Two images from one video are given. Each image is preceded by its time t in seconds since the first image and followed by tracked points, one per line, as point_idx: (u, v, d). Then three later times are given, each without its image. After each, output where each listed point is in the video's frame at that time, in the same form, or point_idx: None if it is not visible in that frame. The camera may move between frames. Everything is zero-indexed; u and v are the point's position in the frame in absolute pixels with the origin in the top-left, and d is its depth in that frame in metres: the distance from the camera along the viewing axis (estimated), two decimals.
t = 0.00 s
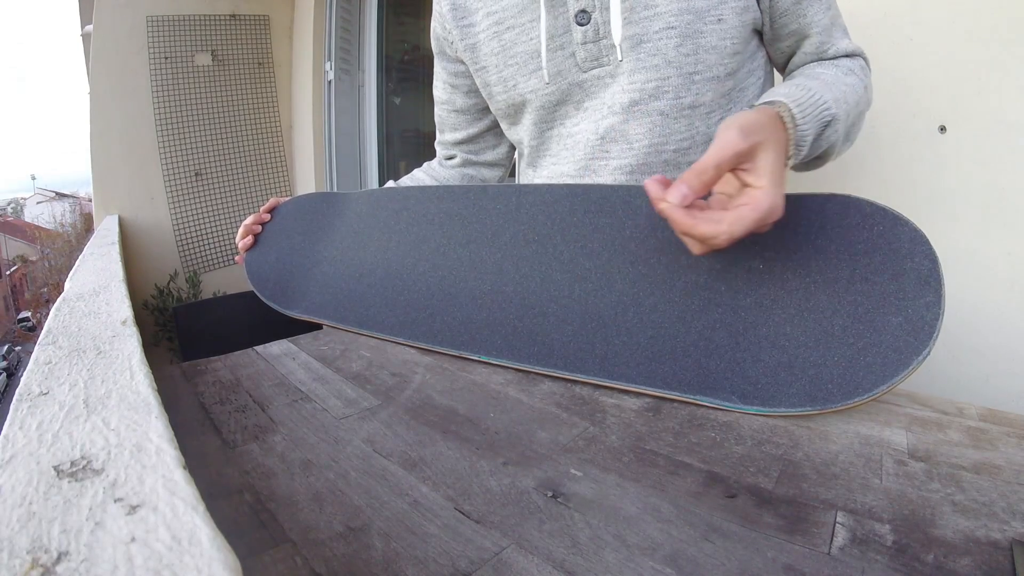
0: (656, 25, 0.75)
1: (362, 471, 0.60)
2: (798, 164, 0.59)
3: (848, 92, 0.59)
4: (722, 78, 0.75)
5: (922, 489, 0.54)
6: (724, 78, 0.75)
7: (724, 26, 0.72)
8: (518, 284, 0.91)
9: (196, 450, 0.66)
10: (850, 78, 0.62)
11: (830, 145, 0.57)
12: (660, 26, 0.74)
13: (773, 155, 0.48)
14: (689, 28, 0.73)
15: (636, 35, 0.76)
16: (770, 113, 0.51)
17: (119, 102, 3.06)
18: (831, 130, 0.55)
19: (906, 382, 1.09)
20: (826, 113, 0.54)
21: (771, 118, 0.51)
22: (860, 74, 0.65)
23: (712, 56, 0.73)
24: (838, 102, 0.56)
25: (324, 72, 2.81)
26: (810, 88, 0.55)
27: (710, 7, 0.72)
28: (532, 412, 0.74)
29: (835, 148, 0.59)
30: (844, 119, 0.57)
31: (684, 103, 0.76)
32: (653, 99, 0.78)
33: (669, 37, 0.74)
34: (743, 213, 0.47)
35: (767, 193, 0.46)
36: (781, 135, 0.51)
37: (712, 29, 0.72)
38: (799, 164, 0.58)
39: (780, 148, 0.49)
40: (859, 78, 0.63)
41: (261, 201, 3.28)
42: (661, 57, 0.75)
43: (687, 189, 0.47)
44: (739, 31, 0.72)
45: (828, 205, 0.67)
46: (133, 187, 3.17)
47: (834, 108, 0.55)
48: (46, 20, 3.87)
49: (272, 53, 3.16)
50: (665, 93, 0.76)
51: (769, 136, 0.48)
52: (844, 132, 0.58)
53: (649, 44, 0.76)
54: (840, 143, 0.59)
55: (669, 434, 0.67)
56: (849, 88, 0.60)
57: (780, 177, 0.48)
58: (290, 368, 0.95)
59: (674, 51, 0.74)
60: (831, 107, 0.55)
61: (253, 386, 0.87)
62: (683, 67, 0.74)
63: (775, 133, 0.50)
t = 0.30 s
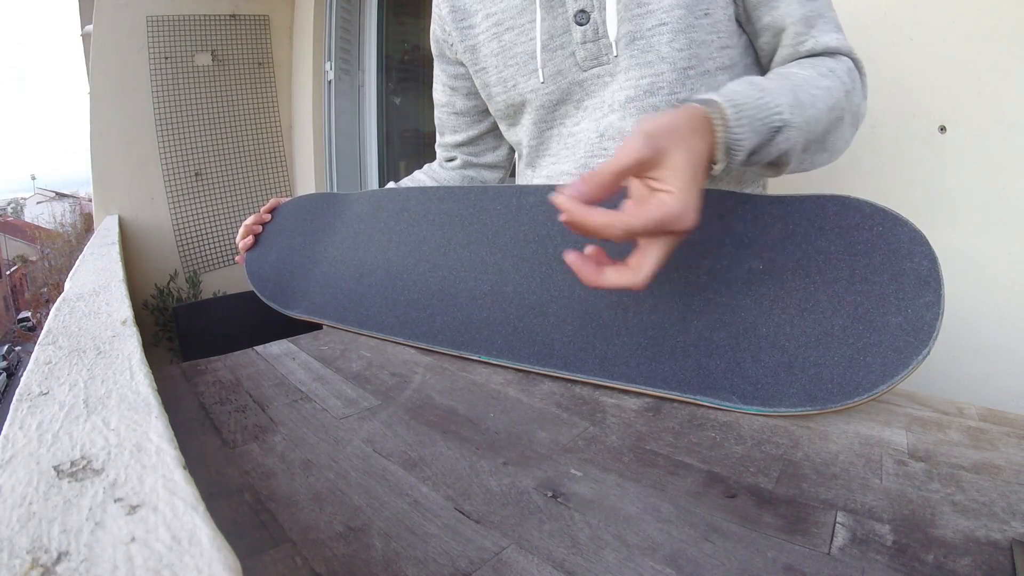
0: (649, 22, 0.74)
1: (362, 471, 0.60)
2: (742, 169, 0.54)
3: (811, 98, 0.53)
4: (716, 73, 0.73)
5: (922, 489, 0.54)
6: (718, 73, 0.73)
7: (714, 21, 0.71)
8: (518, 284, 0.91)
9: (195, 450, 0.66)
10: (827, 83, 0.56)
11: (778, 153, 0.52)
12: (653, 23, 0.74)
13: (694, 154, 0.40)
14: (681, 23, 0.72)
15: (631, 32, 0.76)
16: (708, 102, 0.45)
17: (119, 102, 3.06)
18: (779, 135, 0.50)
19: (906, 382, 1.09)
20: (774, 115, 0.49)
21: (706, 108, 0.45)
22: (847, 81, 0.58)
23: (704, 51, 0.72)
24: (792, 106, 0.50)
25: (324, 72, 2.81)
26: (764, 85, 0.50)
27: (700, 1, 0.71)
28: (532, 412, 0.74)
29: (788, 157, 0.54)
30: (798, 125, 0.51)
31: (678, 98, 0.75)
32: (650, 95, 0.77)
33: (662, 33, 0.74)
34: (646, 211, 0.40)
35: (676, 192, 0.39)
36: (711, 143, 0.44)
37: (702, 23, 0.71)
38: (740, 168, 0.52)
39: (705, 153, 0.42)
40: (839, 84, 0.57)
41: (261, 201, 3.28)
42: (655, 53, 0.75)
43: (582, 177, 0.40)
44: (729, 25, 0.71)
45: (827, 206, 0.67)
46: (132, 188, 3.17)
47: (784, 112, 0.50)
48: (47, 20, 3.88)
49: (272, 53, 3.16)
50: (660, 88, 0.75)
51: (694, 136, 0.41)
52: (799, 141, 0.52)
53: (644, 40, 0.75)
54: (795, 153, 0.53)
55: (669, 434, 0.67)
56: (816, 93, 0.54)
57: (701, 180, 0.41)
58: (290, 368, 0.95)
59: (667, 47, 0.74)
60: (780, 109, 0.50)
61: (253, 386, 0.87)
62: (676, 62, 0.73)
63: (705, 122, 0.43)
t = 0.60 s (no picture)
0: (641, 19, 0.74)
1: (362, 471, 0.60)
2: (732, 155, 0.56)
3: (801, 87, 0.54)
4: (709, 69, 0.74)
5: (922, 489, 0.54)
6: (710, 69, 0.74)
7: (705, 17, 0.72)
8: (518, 285, 0.91)
9: (195, 450, 0.66)
10: (822, 73, 0.57)
11: (767, 138, 0.53)
12: (644, 20, 0.74)
13: (666, 133, 0.42)
14: (672, 21, 0.72)
15: (623, 29, 0.76)
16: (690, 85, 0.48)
17: (118, 101, 3.05)
18: (765, 119, 0.52)
19: (906, 382, 1.09)
20: (759, 98, 0.50)
21: (688, 89, 0.48)
22: (841, 74, 0.59)
23: (696, 48, 0.73)
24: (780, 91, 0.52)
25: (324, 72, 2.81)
26: (752, 70, 0.52)
27: None
28: (533, 412, 0.74)
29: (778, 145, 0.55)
30: (786, 110, 0.52)
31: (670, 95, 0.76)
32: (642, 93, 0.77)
33: (654, 31, 0.73)
34: (609, 171, 0.40)
35: (643, 160, 0.40)
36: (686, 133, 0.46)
37: (694, 20, 0.72)
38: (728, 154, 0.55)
39: (673, 133, 0.44)
40: (832, 75, 0.57)
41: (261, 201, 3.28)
42: (646, 50, 0.74)
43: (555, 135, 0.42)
44: (720, 21, 0.72)
45: (827, 206, 0.67)
46: (132, 188, 3.17)
47: (771, 96, 0.51)
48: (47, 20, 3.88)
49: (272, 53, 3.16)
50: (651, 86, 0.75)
51: (667, 115, 0.44)
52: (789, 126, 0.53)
53: (634, 38, 0.75)
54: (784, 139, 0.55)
55: (669, 434, 0.67)
56: (807, 83, 0.55)
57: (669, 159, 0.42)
58: (290, 368, 0.95)
59: (658, 43, 0.74)
60: (767, 94, 0.51)
61: (253, 386, 0.87)
62: (668, 59, 0.74)
63: (685, 102, 0.46)
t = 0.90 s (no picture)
0: (641, 22, 0.74)
1: (362, 471, 0.60)
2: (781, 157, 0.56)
3: (836, 76, 0.55)
4: (709, 72, 0.73)
5: (923, 489, 0.54)
6: (711, 72, 0.73)
7: (705, 21, 0.71)
8: (518, 285, 0.91)
9: (195, 451, 0.66)
10: (848, 60, 0.57)
11: (812, 132, 0.54)
12: (644, 23, 0.74)
13: (729, 136, 0.43)
14: (672, 23, 0.73)
15: (623, 32, 0.76)
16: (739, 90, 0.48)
17: (118, 102, 3.05)
18: (811, 114, 0.52)
19: (906, 383, 1.09)
20: (802, 94, 0.51)
21: (740, 95, 0.48)
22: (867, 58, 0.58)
23: (695, 50, 0.73)
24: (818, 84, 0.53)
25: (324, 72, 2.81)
26: (787, 67, 0.53)
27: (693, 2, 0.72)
28: (533, 413, 0.74)
29: (822, 136, 0.56)
30: (826, 102, 0.53)
31: (669, 97, 0.76)
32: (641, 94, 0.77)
33: (653, 33, 0.74)
34: (682, 182, 0.41)
35: (708, 163, 0.41)
36: (747, 133, 0.47)
37: (694, 24, 0.72)
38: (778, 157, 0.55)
39: (733, 133, 0.44)
40: (859, 63, 0.57)
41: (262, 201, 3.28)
42: (646, 53, 0.75)
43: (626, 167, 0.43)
44: (721, 24, 0.71)
45: (827, 207, 0.67)
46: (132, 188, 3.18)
47: (812, 90, 0.52)
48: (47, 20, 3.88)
49: (273, 53, 3.16)
50: (652, 88, 0.76)
51: (723, 118, 0.45)
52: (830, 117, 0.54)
53: (633, 40, 0.75)
54: (828, 130, 0.55)
55: (669, 434, 0.67)
56: (840, 70, 0.55)
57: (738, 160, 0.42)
58: (290, 368, 0.95)
59: (657, 46, 0.74)
60: (808, 90, 0.52)
61: (253, 386, 0.87)
62: (668, 61, 0.74)
63: (742, 105, 0.47)
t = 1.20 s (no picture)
0: (642, 29, 0.74)
1: (362, 471, 0.60)
2: (827, 172, 0.50)
3: (863, 59, 0.48)
4: (708, 73, 0.74)
5: (922, 488, 0.54)
6: (709, 74, 0.74)
7: (704, 23, 0.71)
8: (518, 285, 0.91)
9: (195, 450, 0.66)
10: (874, 37, 0.50)
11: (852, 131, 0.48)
12: (645, 29, 0.73)
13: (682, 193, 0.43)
14: (671, 28, 0.72)
15: (626, 41, 0.76)
16: (724, 129, 0.48)
17: (118, 101, 3.05)
18: (839, 111, 0.46)
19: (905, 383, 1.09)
20: (814, 99, 0.46)
21: (723, 136, 0.47)
22: (900, 23, 0.51)
23: (693, 53, 0.73)
24: (838, 77, 0.47)
25: (324, 72, 2.81)
26: (796, 77, 0.48)
27: (689, 4, 0.71)
28: (533, 413, 0.74)
29: (871, 127, 0.49)
30: (858, 90, 0.47)
31: (669, 100, 0.76)
32: (641, 99, 0.77)
33: (652, 39, 0.73)
34: (648, 238, 0.44)
35: (670, 215, 0.43)
36: (728, 178, 0.44)
37: (692, 27, 0.72)
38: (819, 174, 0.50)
39: (711, 179, 0.44)
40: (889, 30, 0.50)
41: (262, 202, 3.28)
42: (647, 58, 0.74)
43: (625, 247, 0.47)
44: (720, 25, 0.71)
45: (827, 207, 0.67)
46: (133, 188, 3.18)
47: (832, 87, 0.46)
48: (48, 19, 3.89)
49: (273, 53, 3.15)
50: (653, 93, 0.76)
51: (705, 168, 0.45)
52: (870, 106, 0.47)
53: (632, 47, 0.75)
54: (876, 120, 0.48)
55: (669, 434, 0.67)
56: (865, 53, 0.49)
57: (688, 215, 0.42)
58: (290, 368, 0.95)
59: (656, 51, 0.73)
60: (822, 99, 0.46)
61: (253, 386, 0.87)
62: (667, 66, 0.74)
63: (723, 148, 0.46)
